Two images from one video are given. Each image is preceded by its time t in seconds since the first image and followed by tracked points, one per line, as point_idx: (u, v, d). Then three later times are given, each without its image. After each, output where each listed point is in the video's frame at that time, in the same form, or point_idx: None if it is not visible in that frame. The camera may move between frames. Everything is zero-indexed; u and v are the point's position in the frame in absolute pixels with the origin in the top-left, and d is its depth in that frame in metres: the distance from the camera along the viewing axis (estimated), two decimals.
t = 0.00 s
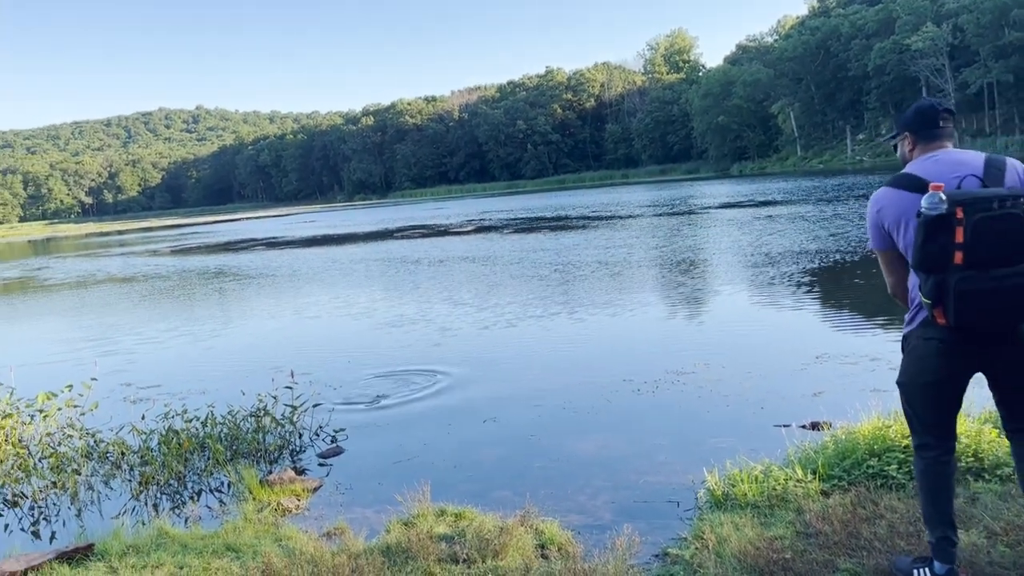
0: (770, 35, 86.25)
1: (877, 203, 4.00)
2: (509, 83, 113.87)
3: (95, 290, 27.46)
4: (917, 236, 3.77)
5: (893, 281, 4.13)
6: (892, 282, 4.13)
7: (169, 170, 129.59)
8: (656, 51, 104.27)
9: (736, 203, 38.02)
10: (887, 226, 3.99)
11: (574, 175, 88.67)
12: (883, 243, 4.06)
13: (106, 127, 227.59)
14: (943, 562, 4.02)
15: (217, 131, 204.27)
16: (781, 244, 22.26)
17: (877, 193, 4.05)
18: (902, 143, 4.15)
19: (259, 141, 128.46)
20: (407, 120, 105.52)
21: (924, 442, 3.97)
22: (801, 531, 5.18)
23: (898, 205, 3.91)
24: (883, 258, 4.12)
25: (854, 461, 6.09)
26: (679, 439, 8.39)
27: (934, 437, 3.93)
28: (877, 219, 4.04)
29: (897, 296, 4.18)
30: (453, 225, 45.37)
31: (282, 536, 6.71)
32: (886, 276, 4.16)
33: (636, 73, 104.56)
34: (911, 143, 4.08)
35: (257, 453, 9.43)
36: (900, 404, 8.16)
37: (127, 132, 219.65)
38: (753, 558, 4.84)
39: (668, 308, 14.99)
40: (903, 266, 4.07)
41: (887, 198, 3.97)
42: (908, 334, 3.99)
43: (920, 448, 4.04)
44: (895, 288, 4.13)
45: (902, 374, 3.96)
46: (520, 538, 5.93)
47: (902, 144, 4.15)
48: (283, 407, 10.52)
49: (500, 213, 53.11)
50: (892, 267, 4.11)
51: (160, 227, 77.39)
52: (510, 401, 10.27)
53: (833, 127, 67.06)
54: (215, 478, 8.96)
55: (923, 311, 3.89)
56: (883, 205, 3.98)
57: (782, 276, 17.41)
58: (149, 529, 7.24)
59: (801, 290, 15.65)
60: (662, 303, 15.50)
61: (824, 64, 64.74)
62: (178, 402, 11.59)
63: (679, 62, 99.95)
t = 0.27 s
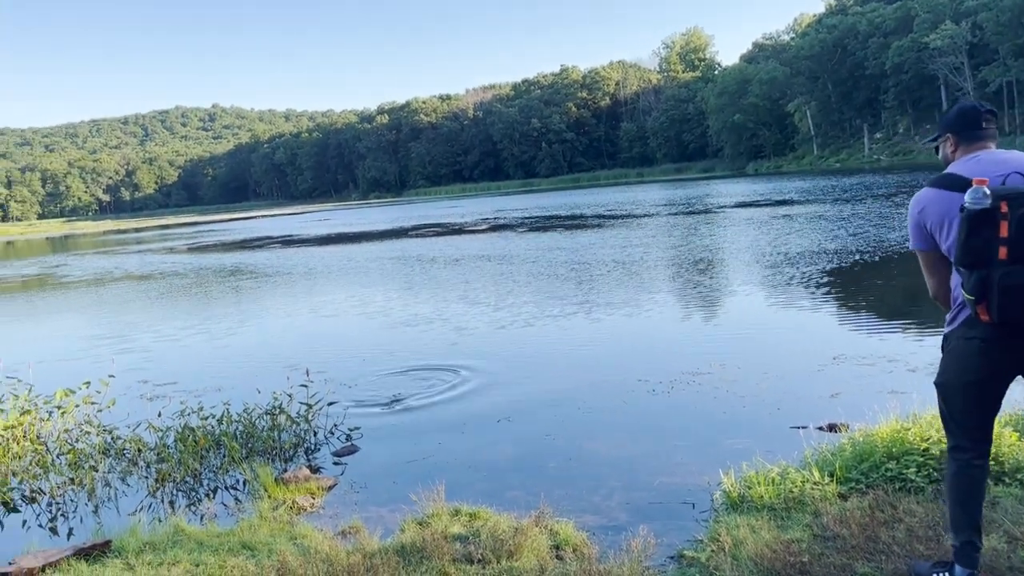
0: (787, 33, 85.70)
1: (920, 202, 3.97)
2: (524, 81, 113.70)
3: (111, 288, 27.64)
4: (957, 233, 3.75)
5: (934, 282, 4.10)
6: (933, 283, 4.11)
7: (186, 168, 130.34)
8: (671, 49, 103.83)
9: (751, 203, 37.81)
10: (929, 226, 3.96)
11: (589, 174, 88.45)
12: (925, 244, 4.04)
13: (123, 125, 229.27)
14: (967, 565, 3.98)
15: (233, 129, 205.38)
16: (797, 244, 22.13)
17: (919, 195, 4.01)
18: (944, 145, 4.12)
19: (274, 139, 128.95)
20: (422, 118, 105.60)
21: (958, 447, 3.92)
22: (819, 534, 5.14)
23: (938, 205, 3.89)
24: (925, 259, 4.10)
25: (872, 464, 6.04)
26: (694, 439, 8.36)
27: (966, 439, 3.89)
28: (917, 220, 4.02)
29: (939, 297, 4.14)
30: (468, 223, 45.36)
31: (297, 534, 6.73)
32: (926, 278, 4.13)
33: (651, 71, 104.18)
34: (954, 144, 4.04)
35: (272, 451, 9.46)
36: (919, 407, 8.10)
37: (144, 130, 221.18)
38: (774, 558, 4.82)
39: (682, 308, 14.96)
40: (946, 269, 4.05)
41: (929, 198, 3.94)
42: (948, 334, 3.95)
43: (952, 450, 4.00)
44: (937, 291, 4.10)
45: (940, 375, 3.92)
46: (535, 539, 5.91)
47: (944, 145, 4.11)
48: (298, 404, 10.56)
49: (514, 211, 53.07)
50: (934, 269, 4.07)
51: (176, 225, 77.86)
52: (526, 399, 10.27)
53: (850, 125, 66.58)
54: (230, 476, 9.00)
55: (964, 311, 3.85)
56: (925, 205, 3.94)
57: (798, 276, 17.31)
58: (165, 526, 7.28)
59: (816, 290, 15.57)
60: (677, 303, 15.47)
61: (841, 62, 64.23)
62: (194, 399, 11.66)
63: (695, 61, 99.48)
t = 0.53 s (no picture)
0: (807, 29, 84.98)
1: (972, 199, 3.92)
2: (542, 78, 113.44)
3: (133, 283, 27.86)
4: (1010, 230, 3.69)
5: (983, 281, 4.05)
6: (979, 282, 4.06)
7: (206, 164, 131.23)
8: (691, 45, 103.25)
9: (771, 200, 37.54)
10: (981, 222, 3.91)
11: (607, 171, 88.19)
12: (976, 240, 3.98)
13: (145, 122, 231.35)
14: (996, 566, 3.93)
15: (253, 126, 206.55)
16: (818, 242, 21.95)
17: (971, 191, 3.96)
18: (997, 143, 4.06)
19: (293, 135, 129.51)
20: (440, 115, 105.68)
21: (998, 447, 3.88)
22: (842, 534, 5.10)
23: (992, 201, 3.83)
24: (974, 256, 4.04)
25: (896, 464, 5.99)
26: (714, 438, 8.32)
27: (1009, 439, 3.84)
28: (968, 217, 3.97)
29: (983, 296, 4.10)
30: (486, 220, 45.34)
31: (318, 528, 6.76)
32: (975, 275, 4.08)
33: (670, 68, 103.65)
34: (1008, 141, 3.97)
35: (292, 446, 9.51)
36: (943, 407, 8.02)
37: (165, 126, 223.02)
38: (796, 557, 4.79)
39: (701, 306, 14.88)
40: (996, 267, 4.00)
41: (981, 196, 3.88)
42: (999, 333, 3.90)
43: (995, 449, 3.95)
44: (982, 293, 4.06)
45: (987, 373, 3.84)
46: (555, 536, 5.91)
47: (997, 142, 4.06)
48: (318, 399, 10.61)
49: (532, 208, 53.00)
50: (982, 266, 4.02)
51: (196, 220, 78.46)
52: (545, 396, 10.25)
53: (871, 122, 65.96)
54: (251, 470, 9.06)
55: (1015, 308, 3.79)
56: (978, 201, 3.89)
57: (818, 274, 17.18)
58: (188, 519, 7.35)
59: (837, 289, 15.44)
60: (695, 301, 15.40)
61: (863, 59, 63.58)
62: (215, 393, 11.75)
63: (714, 57, 98.88)
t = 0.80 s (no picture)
0: (831, 23, 84.09)
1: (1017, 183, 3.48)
2: (563, 73, 113.04)
3: (155, 276, 28.12)
4: None
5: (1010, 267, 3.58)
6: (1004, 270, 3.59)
7: (227, 159, 132.12)
8: (713, 40, 102.49)
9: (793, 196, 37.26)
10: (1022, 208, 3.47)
11: (627, 166, 87.84)
12: (1009, 228, 3.54)
13: (168, 117, 233.43)
14: None
15: (274, 121, 207.63)
16: (839, 238, 21.77)
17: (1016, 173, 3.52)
18: None
19: (314, 130, 130.10)
20: (460, 110, 105.65)
21: None
22: (866, 532, 5.05)
23: None
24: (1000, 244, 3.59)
25: (921, 461, 5.93)
26: (735, 434, 8.28)
27: None
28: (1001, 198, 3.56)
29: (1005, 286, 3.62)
30: (505, 215, 45.31)
31: (338, 521, 6.80)
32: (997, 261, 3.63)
33: (692, 62, 102.98)
34: None
35: (313, 438, 9.56)
36: (969, 405, 7.92)
37: (188, 121, 224.84)
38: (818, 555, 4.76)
39: (721, 302, 14.81)
40: None
41: None
42: None
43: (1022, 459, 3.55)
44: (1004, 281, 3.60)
45: None
46: (575, 531, 5.91)
47: None
48: (339, 393, 10.65)
49: (552, 204, 52.90)
50: (1010, 251, 3.57)
51: (218, 215, 79.05)
52: (565, 392, 10.24)
53: (895, 117, 65.21)
54: (272, 463, 9.12)
55: None
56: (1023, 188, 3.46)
57: (840, 271, 17.03)
58: (210, 510, 7.41)
59: (859, 285, 15.33)
60: (716, 297, 15.32)
61: (888, 53, 62.80)
62: (237, 386, 11.84)
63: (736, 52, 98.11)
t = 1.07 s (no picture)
0: (858, 15, 82.99)
1: None
2: (586, 65, 112.56)
3: (180, 267, 28.44)
4: None
5: None
6: None
7: (251, 151, 132.99)
8: (737, 32, 101.57)
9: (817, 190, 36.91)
10: None
11: (649, 159, 87.39)
12: None
13: (192, 108, 235.18)
14: None
15: (297, 113, 208.55)
16: (865, 232, 21.54)
17: None
18: None
19: (337, 123, 130.53)
20: (482, 103, 105.60)
21: None
22: (889, 529, 5.02)
23: None
24: None
25: (946, 458, 5.86)
26: (758, 429, 8.24)
27: None
28: None
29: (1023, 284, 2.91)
30: (527, 207, 45.28)
31: (360, 512, 6.84)
32: None
33: (715, 54, 102.11)
34: None
35: (335, 430, 9.64)
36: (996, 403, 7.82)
37: (212, 113, 226.53)
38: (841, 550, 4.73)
39: (743, 296, 14.73)
40: None
41: None
42: None
43: None
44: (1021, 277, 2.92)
45: None
46: (595, 524, 5.90)
47: None
48: (360, 384, 10.72)
49: (574, 196, 52.78)
50: None
51: (242, 207, 79.68)
52: (586, 385, 10.24)
53: (922, 110, 64.32)
54: (295, 454, 9.21)
55: None
56: None
57: (864, 265, 16.86)
58: (233, 500, 7.49)
59: (883, 280, 15.18)
60: (738, 290, 15.24)
61: (916, 45, 61.80)
62: (261, 377, 11.96)
63: (761, 44, 97.20)
